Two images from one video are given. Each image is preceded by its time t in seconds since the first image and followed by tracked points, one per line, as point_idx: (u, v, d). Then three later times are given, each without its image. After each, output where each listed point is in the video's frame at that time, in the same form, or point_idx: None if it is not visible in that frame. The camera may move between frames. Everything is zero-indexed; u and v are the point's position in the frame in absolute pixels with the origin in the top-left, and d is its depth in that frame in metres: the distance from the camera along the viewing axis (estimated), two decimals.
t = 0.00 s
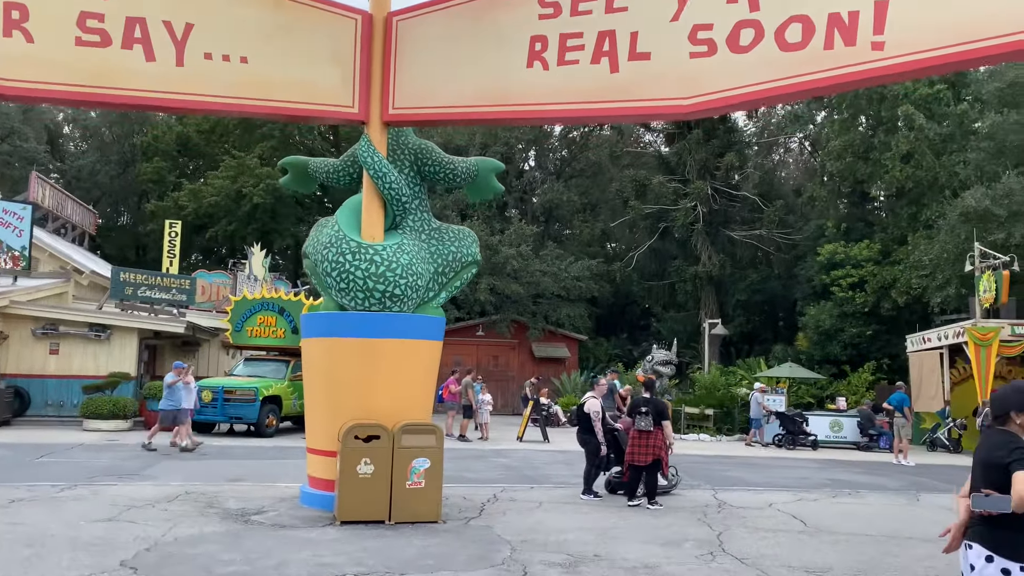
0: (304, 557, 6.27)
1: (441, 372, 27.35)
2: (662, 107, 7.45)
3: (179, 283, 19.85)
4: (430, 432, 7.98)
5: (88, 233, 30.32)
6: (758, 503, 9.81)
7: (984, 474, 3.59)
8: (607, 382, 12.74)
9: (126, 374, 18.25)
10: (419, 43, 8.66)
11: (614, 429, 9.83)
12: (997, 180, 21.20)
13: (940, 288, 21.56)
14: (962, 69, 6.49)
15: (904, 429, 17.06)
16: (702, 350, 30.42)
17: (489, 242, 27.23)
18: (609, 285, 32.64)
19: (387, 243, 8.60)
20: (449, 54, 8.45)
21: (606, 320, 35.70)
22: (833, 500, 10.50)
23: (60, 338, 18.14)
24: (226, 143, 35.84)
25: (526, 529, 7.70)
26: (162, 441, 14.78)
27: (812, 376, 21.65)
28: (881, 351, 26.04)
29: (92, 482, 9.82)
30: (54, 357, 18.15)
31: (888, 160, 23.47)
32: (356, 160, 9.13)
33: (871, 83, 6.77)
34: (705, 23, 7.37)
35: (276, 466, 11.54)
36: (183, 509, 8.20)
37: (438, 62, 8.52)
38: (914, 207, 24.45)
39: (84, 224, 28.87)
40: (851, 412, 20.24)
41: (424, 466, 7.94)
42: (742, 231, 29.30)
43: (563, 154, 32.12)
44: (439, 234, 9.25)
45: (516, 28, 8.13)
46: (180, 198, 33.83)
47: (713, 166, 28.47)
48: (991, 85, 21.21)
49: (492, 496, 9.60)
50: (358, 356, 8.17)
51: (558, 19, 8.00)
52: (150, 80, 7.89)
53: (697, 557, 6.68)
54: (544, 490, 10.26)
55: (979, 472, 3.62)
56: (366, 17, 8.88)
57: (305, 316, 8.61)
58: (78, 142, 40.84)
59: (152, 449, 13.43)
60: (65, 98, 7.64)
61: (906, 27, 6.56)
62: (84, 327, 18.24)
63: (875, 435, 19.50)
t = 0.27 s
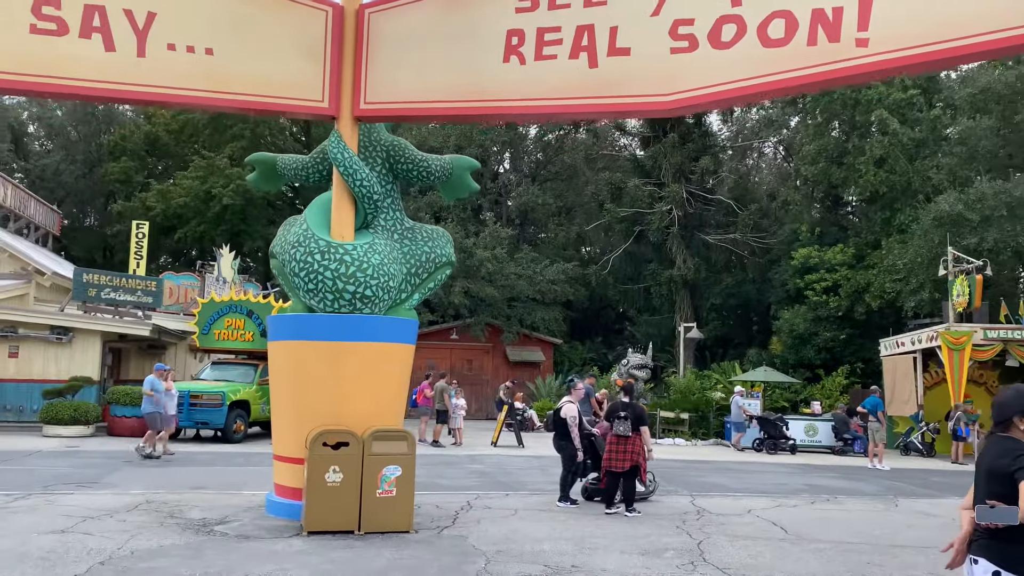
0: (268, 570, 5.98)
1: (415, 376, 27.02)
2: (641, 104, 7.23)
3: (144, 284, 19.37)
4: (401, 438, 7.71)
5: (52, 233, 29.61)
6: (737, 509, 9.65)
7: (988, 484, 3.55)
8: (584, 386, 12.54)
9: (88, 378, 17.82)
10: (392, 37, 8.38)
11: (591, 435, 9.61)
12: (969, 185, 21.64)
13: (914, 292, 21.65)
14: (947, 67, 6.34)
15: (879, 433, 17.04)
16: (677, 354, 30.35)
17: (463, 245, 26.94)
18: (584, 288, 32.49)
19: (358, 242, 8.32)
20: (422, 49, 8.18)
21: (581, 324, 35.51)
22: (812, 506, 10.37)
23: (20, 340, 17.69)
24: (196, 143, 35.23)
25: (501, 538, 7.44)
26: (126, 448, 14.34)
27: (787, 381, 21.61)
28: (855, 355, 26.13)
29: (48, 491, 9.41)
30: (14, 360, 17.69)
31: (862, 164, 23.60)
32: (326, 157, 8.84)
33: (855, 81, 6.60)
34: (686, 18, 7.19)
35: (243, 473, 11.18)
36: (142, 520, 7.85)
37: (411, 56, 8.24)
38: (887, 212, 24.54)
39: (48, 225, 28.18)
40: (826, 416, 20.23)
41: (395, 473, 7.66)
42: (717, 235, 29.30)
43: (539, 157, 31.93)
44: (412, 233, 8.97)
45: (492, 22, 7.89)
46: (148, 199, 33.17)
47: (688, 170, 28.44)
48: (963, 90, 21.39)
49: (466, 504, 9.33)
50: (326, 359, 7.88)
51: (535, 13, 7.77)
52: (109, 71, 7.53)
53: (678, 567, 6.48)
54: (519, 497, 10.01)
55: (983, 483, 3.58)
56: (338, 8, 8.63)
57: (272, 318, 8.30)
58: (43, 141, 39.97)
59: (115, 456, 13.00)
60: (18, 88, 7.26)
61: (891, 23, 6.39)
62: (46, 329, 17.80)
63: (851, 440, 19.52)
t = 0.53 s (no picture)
0: None
1: (386, 381, 26.64)
2: (619, 101, 7.00)
3: (108, 288, 18.91)
4: (368, 446, 7.40)
5: (13, 234, 28.83)
6: (714, 518, 9.44)
7: (991, 498, 3.56)
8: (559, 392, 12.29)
9: (46, 384, 17.36)
10: (361, 30, 8.08)
11: (566, 442, 9.36)
12: (942, 191, 21.60)
13: (888, 298, 21.68)
14: (933, 65, 6.18)
15: (853, 439, 16.98)
16: (652, 359, 30.22)
17: (437, 248, 26.61)
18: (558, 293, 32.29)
19: (325, 242, 8.00)
20: (393, 42, 7.88)
21: (555, 329, 35.24)
22: (789, 514, 10.19)
23: None
24: (164, 144, 34.56)
25: (473, 551, 7.16)
26: (86, 455, 13.86)
27: (761, 386, 21.53)
28: (829, 360, 26.17)
29: None
30: None
31: (836, 170, 23.66)
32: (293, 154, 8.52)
33: (839, 79, 6.42)
34: (665, 14, 6.99)
35: (206, 482, 10.79)
36: (96, 533, 7.45)
37: (380, 50, 7.94)
38: (861, 217, 24.65)
39: (9, 226, 27.44)
40: (800, 422, 20.15)
41: (362, 483, 7.34)
42: (691, 239, 29.24)
43: (514, 160, 31.65)
44: (381, 234, 8.67)
45: (465, 15, 7.63)
46: (114, 199, 32.45)
47: (663, 174, 28.38)
48: (936, 96, 21.52)
49: (436, 514, 9.03)
50: (291, 364, 7.55)
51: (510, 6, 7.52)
52: (62, 60, 7.21)
53: None
54: (492, 506, 9.73)
55: (986, 496, 3.59)
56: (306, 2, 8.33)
57: (234, 321, 7.96)
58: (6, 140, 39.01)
59: (74, 465, 12.52)
60: None
61: (876, 20, 6.21)
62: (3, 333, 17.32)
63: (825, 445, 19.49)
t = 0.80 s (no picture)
0: None
1: (357, 385, 26.25)
2: (596, 98, 6.82)
3: (67, 288, 18.41)
4: (335, 454, 7.13)
5: None
6: (690, 526, 9.27)
7: (999, 517, 3.44)
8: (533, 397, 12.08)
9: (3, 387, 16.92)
10: (332, 21, 7.77)
11: (540, 448, 9.14)
12: (913, 197, 21.72)
13: (859, 303, 21.76)
14: (916, 65, 6.05)
15: (826, 444, 16.96)
16: (625, 363, 30.12)
17: (409, 251, 26.29)
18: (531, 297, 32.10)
19: (291, 242, 7.73)
20: (364, 35, 7.59)
21: (528, 332, 35.02)
22: (765, 521, 10.04)
23: None
24: (131, 143, 33.86)
25: (443, 563, 6.91)
26: (43, 462, 13.39)
27: (734, 391, 21.50)
28: (800, 365, 26.25)
29: None
30: None
31: (808, 175, 23.77)
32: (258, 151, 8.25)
33: (821, 78, 6.28)
34: (644, 9, 6.82)
35: (167, 490, 10.42)
36: (47, 545, 7.10)
37: (351, 43, 7.64)
38: (833, 222, 24.81)
39: None
40: (772, 427, 20.13)
41: (328, 493, 7.07)
42: (664, 244, 29.21)
43: (487, 162, 31.40)
44: (351, 234, 8.40)
45: (440, 8, 7.40)
46: (79, 199, 31.72)
47: (637, 178, 28.33)
48: (907, 103, 21.67)
49: (406, 523, 8.77)
50: (254, 369, 7.26)
51: None
52: (14, 47, 6.92)
53: None
54: (463, 515, 9.48)
55: (992, 515, 3.47)
56: None
57: (196, 323, 7.66)
58: None
59: (29, 473, 12.06)
60: None
61: (860, 18, 6.08)
62: None
63: (797, 450, 19.50)
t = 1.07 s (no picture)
0: None
1: (328, 388, 25.85)
2: (577, 94, 6.68)
3: (32, 288, 19.30)
4: (305, 459, 6.88)
5: None
6: (668, 531, 9.13)
7: None
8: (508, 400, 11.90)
9: None
10: (305, 13, 7.51)
11: (516, 452, 8.96)
12: (885, 201, 21.89)
13: (831, 307, 21.86)
14: (901, 62, 5.96)
15: (800, 447, 16.93)
16: (599, 365, 30.03)
17: (382, 252, 25.97)
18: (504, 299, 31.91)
19: (261, 239, 7.47)
20: (339, 26, 7.32)
21: (501, 335, 34.82)
22: (742, 525, 9.94)
23: None
24: (98, 141, 33.17)
25: (416, 571, 6.69)
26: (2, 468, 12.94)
27: (708, 393, 21.48)
28: (773, 368, 26.34)
29: None
30: None
31: (781, 180, 23.90)
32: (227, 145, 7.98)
33: (805, 75, 6.19)
34: (626, 4, 6.67)
35: (130, 496, 10.07)
36: None
37: (325, 35, 7.36)
38: (805, 226, 24.90)
39: None
40: (746, 430, 20.12)
41: (297, 499, 6.82)
42: (637, 247, 29.21)
43: (461, 165, 31.17)
44: (322, 232, 8.16)
45: None
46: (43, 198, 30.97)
47: (611, 181, 28.39)
48: (878, 109, 21.87)
49: (378, 530, 8.52)
50: (221, 370, 7.00)
51: None
52: None
53: None
54: (437, 521, 9.26)
55: None
56: None
57: (161, 323, 7.38)
58: None
59: None
60: None
61: (845, 16, 5.98)
62: None
63: (770, 453, 19.52)
